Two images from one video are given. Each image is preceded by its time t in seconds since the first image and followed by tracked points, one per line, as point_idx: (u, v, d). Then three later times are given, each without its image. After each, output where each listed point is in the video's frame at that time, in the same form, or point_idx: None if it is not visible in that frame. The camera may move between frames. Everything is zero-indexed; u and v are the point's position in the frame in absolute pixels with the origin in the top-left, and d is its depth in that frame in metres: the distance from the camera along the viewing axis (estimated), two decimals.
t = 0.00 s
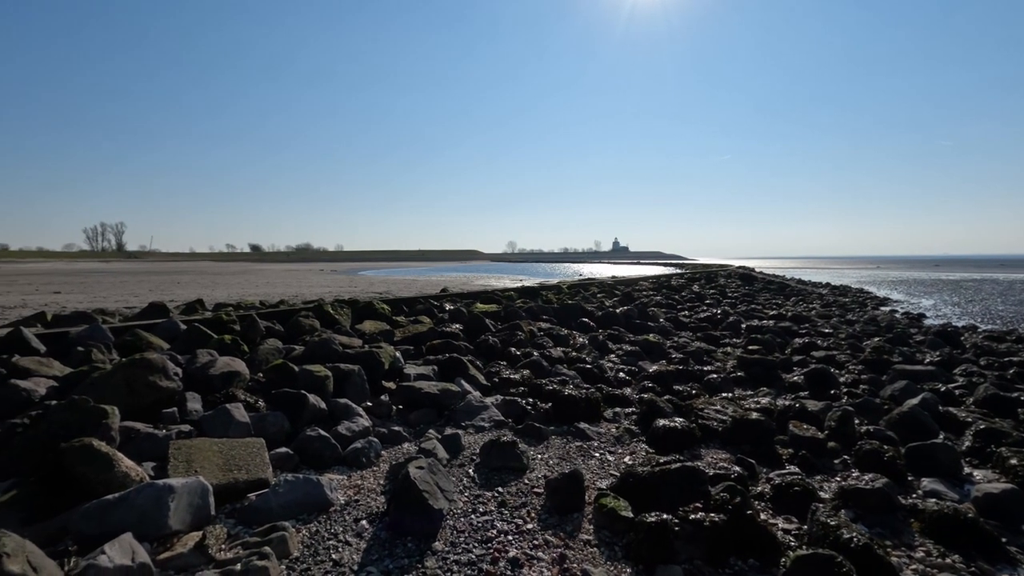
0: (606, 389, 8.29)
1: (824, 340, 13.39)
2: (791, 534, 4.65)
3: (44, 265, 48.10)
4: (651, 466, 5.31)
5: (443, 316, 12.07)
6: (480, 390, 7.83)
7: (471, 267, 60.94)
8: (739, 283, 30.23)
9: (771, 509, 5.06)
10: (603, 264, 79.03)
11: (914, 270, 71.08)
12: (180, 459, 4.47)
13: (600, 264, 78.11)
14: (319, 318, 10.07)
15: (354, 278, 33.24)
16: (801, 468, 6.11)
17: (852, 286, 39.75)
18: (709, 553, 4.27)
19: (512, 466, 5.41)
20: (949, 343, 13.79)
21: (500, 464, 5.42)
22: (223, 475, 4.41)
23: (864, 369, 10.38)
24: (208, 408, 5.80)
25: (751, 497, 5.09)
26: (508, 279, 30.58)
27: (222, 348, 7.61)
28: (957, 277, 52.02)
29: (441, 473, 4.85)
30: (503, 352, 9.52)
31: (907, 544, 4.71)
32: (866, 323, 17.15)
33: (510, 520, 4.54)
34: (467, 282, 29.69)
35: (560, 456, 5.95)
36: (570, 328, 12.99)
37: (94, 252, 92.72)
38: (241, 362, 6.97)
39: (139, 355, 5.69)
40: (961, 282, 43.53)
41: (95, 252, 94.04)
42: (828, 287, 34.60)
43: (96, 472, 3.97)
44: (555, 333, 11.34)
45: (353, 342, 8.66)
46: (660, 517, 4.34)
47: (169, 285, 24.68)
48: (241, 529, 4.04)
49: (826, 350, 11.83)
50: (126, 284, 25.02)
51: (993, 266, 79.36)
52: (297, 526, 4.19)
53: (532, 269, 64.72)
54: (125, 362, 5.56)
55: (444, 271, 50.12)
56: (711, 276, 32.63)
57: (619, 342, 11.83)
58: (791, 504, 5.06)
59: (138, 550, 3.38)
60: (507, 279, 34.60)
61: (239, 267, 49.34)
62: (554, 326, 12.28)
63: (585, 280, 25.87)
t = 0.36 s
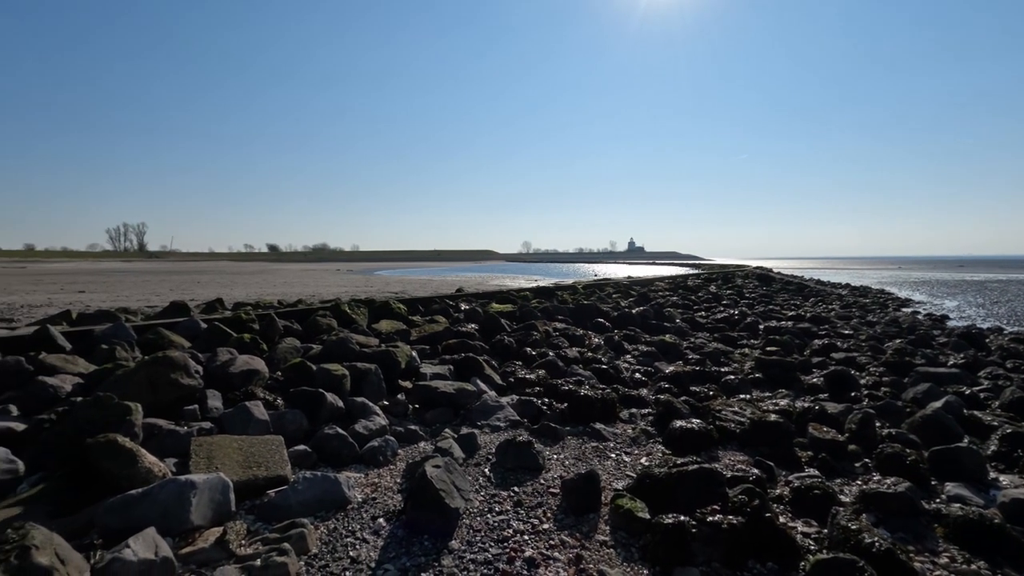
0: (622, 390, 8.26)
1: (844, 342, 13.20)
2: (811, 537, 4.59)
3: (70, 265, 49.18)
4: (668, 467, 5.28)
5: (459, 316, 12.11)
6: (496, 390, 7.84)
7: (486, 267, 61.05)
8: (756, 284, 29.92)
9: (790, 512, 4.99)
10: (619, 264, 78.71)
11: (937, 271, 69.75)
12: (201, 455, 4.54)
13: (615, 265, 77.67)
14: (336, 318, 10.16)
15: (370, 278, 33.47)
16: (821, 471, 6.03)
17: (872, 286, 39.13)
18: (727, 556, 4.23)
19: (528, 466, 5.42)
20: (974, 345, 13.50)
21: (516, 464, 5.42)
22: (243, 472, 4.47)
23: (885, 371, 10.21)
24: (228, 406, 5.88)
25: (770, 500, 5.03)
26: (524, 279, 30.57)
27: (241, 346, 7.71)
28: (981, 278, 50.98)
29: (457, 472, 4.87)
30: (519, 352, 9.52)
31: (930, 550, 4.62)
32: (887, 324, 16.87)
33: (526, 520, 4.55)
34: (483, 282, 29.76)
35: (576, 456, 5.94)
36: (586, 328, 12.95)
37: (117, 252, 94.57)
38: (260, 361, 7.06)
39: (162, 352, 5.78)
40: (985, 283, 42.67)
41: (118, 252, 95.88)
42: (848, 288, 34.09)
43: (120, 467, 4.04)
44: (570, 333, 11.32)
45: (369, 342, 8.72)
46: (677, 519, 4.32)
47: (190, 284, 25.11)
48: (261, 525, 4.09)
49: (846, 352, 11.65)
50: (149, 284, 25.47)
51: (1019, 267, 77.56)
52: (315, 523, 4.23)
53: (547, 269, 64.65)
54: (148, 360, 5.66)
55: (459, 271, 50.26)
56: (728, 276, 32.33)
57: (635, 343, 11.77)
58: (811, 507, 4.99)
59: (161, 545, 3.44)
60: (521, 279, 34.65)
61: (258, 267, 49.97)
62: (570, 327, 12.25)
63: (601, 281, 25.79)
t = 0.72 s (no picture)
0: (640, 390, 8.21)
1: (867, 344, 12.96)
2: (834, 542, 4.52)
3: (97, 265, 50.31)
4: (688, 469, 5.24)
5: (476, 316, 12.15)
6: (513, 390, 7.84)
7: (503, 267, 61.12)
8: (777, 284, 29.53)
9: (811, 516, 4.92)
10: (636, 265, 78.25)
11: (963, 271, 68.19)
12: (225, 452, 4.62)
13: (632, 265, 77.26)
14: (355, 317, 10.25)
15: (388, 278, 33.70)
16: (843, 475, 5.93)
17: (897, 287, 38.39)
18: (748, 560, 4.19)
19: (546, 466, 5.42)
20: (1003, 348, 13.17)
21: (534, 464, 5.43)
22: (265, 469, 4.54)
23: (910, 374, 10.01)
24: (250, 403, 5.98)
25: (792, 504, 4.96)
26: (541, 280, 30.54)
27: (263, 345, 7.82)
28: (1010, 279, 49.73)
29: (476, 471, 4.89)
30: (537, 352, 9.52)
31: (958, 557, 4.52)
32: (912, 326, 16.54)
33: (544, 520, 4.55)
34: (500, 282, 29.82)
35: (594, 457, 5.92)
36: (604, 328, 12.90)
37: (142, 251, 96.52)
38: (281, 359, 7.16)
39: (186, 350, 5.89)
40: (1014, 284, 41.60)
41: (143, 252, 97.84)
42: (872, 289, 33.49)
43: (146, 462, 4.13)
44: (588, 334, 11.28)
45: (388, 341, 8.79)
46: (697, 521, 4.29)
47: (212, 284, 25.49)
48: (283, 521, 4.15)
49: (869, 354, 11.45)
50: (173, 283, 25.98)
51: None
52: (336, 520, 4.28)
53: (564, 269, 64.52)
54: (173, 357, 5.77)
55: (476, 271, 50.37)
56: (748, 277, 31.97)
57: (653, 344, 11.69)
58: (834, 511, 4.92)
59: (186, 539, 3.51)
60: (538, 279, 34.66)
61: (278, 267, 50.60)
62: (588, 327, 12.21)
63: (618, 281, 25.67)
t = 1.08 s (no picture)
0: (661, 392, 8.14)
1: (895, 346, 12.68)
2: (861, 548, 4.43)
3: (125, 265, 51.52)
4: (710, 471, 5.19)
5: (496, 316, 12.17)
6: (533, 390, 7.84)
7: (522, 267, 61.12)
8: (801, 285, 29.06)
9: (837, 521, 4.83)
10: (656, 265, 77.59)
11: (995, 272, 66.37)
12: (250, 448, 4.71)
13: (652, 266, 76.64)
14: (376, 317, 10.34)
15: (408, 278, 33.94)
16: (871, 479, 5.82)
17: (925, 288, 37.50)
18: (772, 564, 4.13)
19: (566, 466, 5.41)
20: None
21: (554, 464, 5.42)
22: (290, 465, 4.61)
23: (940, 377, 9.77)
24: (274, 401, 6.07)
25: (817, 508, 4.87)
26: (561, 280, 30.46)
27: (286, 343, 7.94)
28: None
29: (497, 471, 4.90)
30: (556, 352, 9.51)
31: (991, 566, 4.40)
32: (941, 328, 16.15)
33: (565, 521, 4.54)
34: (518, 282, 29.83)
35: (614, 458, 5.89)
36: (624, 329, 12.83)
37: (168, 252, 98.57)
38: (304, 358, 7.26)
39: (213, 348, 6.01)
40: None
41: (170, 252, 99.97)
42: (899, 289, 32.77)
43: (175, 457, 4.22)
44: (608, 334, 11.23)
45: (409, 340, 8.85)
46: (720, 524, 4.25)
47: (236, 283, 25.90)
48: (307, 517, 4.21)
49: (897, 356, 11.21)
50: (199, 282, 26.50)
51: None
52: (358, 517, 4.32)
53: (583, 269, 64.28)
54: (200, 355, 5.88)
55: (495, 271, 50.46)
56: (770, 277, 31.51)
57: (674, 344, 11.59)
58: (861, 516, 4.82)
59: (213, 533, 3.58)
60: (558, 279, 34.60)
61: (300, 266, 51.27)
62: (608, 327, 12.15)
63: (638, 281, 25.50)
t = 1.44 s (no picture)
0: (685, 394, 8.05)
1: (927, 349, 12.35)
2: (892, 556, 4.32)
3: (155, 265, 52.77)
4: (736, 475, 5.12)
5: (517, 316, 12.17)
6: (555, 391, 7.82)
7: (543, 268, 61.03)
8: (828, 286, 28.47)
9: (867, 527, 4.72)
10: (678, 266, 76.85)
11: None
12: (277, 445, 4.79)
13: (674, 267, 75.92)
14: (399, 317, 10.42)
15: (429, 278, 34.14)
16: (902, 486, 5.67)
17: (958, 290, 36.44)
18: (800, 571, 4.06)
19: (589, 468, 5.38)
20: None
21: (577, 465, 5.40)
22: (315, 463, 4.67)
23: (974, 382, 9.48)
24: (300, 399, 6.16)
25: (846, 514, 4.77)
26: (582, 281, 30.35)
27: (311, 342, 8.05)
28: None
29: (519, 471, 4.90)
30: (578, 353, 9.47)
31: None
32: (976, 331, 15.68)
33: (588, 523, 4.52)
34: (539, 283, 29.81)
35: (637, 460, 5.85)
36: (647, 330, 12.71)
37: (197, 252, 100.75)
38: (329, 357, 7.35)
39: (240, 347, 6.13)
40: None
41: (198, 252, 102.14)
42: (930, 291, 31.92)
43: (205, 454, 4.32)
44: (630, 335, 11.15)
45: (431, 340, 8.91)
46: (746, 529, 4.21)
47: (262, 283, 26.33)
48: (331, 514, 4.26)
49: (929, 360, 10.91)
50: (226, 282, 27.03)
51: None
52: (382, 515, 4.36)
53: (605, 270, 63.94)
54: (228, 353, 6.00)
55: (516, 272, 50.48)
56: (796, 278, 30.96)
57: (697, 346, 11.45)
58: (892, 524, 4.71)
59: (241, 529, 3.64)
60: (579, 280, 34.47)
61: (324, 267, 51.94)
62: (630, 328, 12.06)
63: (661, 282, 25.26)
